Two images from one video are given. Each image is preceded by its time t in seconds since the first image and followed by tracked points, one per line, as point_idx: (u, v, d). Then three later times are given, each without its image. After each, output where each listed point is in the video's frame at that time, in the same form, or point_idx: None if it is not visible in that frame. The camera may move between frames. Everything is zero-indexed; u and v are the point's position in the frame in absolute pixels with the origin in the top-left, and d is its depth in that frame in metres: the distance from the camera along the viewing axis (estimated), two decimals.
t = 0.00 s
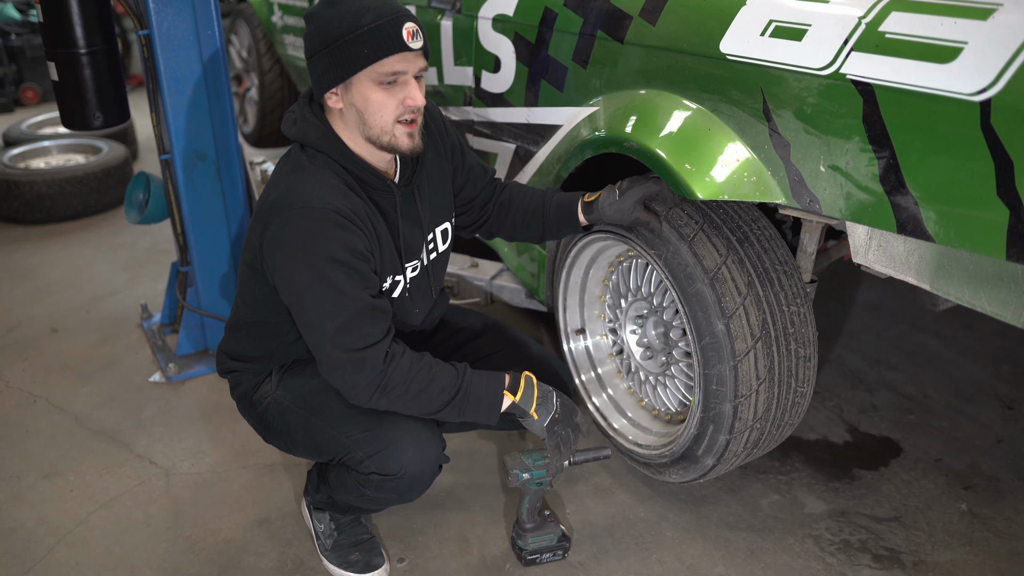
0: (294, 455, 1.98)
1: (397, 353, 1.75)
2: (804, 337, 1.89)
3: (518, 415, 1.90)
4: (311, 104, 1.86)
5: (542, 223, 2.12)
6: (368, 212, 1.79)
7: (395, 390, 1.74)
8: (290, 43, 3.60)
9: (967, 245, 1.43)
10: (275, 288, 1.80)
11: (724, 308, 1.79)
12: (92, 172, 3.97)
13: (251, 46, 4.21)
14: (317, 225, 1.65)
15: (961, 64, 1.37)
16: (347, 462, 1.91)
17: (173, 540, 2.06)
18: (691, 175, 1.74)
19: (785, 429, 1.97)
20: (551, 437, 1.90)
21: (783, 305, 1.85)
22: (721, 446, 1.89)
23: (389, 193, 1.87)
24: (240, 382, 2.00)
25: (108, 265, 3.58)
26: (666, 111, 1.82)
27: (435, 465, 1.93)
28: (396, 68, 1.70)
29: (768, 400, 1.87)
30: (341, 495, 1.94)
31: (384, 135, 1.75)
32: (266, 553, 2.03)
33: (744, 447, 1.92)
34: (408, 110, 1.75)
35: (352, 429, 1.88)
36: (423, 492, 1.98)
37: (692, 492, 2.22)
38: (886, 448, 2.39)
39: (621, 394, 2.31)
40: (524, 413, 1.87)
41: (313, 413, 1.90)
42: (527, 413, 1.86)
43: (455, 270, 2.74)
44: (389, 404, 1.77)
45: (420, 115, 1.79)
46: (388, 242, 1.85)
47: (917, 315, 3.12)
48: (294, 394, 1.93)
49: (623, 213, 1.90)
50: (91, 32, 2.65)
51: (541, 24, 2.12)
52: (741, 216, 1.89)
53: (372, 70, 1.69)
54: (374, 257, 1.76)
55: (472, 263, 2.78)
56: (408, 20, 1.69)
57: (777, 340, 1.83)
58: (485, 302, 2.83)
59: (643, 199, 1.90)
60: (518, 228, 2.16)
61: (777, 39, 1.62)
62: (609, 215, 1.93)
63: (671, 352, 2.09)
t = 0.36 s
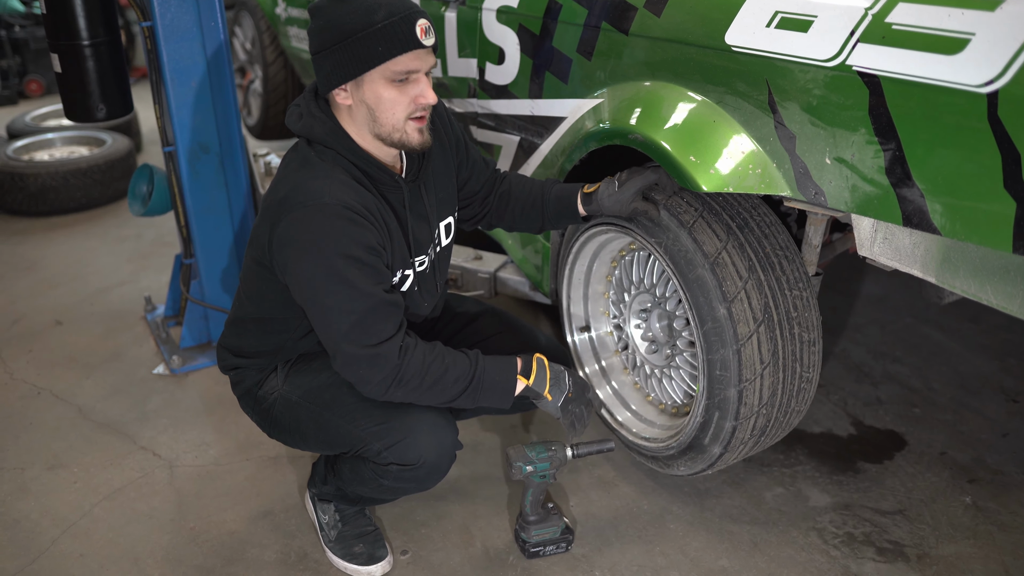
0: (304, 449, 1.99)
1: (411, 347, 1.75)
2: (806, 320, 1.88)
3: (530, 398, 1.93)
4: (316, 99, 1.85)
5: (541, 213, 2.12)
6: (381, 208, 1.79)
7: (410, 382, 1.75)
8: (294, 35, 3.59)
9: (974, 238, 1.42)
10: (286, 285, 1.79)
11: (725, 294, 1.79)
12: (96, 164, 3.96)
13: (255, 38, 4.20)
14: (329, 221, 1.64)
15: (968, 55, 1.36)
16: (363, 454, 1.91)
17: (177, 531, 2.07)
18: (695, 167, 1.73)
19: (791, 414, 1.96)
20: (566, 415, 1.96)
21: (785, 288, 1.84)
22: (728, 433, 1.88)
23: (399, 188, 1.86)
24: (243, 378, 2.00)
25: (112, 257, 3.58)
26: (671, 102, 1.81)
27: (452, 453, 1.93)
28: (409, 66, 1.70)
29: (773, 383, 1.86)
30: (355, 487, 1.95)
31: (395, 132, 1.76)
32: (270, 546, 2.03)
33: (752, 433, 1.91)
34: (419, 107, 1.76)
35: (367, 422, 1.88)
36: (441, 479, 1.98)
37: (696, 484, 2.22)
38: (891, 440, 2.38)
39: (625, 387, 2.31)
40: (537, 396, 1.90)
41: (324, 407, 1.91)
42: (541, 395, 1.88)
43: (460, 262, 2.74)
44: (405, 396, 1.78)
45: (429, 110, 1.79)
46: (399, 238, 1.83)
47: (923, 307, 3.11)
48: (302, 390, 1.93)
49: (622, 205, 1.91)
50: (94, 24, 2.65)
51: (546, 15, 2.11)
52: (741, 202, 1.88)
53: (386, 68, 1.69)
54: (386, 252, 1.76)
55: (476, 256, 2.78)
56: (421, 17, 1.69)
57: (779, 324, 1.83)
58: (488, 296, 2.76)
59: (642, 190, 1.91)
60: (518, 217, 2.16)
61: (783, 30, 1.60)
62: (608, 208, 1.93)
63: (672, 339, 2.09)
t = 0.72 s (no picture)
0: (304, 450, 1.99)
1: (412, 351, 1.75)
2: (790, 263, 1.88)
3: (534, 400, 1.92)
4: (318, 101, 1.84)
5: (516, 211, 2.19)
6: (379, 212, 1.78)
7: (412, 386, 1.75)
8: (294, 31, 3.58)
9: (975, 238, 1.42)
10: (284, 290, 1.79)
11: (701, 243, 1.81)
12: (95, 160, 3.96)
13: (255, 34, 4.19)
14: (327, 228, 1.64)
15: (970, 54, 1.35)
16: (364, 457, 1.91)
17: (176, 530, 2.07)
18: (696, 165, 1.73)
19: (801, 363, 1.89)
20: (568, 419, 1.93)
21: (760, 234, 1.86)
22: (735, 385, 1.81)
23: (397, 192, 1.86)
24: (244, 378, 1.99)
25: (111, 254, 3.57)
26: (671, 101, 1.80)
27: (454, 457, 1.93)
28: (438, 88, 1.73)
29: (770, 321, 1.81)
30: (355, 488, 1.94)
31: (414, 146, 1.79)
32: (268, 544, 2.03)
33: (762, 382, 1.83)
34: (436, 121, 1.80)
35: (369, 425, 1.88)
36: (442, 483, 1.98)
37: (695, 483, 2.21)
38: (891, 440, 2.38)
39: (625, 385, 2.31)
40: (540, 398, 1.89)
41: (326, 409, 1.90)
42: (544, 398, 1.88)
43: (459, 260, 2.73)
44: (408, 400, 1.78)
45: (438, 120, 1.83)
46: (397, 240, 1.84)
47: (923, 306, 3.10)
48: (304, 391, 1.92)
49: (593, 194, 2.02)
50: (94, 20, 2.64)
51: (546, 12, 2.10)
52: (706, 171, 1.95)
53: (418, 92, 1.69)
54: (385, 256, 1.76)
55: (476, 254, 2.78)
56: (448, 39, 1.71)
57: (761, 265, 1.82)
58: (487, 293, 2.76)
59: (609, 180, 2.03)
60: (494, 216, 2.20)
61: (785, 28, 1.60)
62: (582, 202, 2.03)
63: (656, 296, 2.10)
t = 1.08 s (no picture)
0: (305, 449, 1.99)
1: (419, 354, 1.75)
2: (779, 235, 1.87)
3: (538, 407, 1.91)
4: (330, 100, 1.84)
5: (508, 219, 2.21)
6: (387, 214, 1.79)
7: (417, 390, 1.75)
8: (296, 30, 3.58)
9: (977, 237, 1.42)
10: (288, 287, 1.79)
11: (687, 221, 1.84)
12: (97, 158, 3.96)
13: (257, 32, 4.18)
14: (335, 229, 1.63)
15: (973, 54, 1.35)
16: (369, 460, 1.91)
17: (177, 528, 2.07)
18: (698, 164, 1.73)
19: (803, 337, 1.86)
20: (571, 427, 1.91)
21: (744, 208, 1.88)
22: (736, 361, 1.80)
23: (405, 194, 1.86)
24: (247, 376, 1.98)
25: (113, 252, 3.57)
26: (674, 100, 1.80)
27: (458, 461, 1.93)
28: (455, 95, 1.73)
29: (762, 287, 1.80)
30: (357, 490, 1.95)
31: (427, 150, 1.79)
32: (269, 542, 2.03)
33: (763, 356, 1.81)
34: (449, 126, 1.80)
35: (374, 428, 1.88)
36: (447, 486, 1.99)
37: (696, 483, 2.21)
38: (892, 440, 2.38)
39: (626, 385, 2.30)
40: (545, 405, 1.88)
41: (331, 411, 1.90)
42: (548, 405, 1.87)
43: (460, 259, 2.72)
44: (412, 404, 1.77)
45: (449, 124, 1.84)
46: (405, 242, 1.84)
47: (925, 306, 3.10)
48: (308, 391, 1.92)
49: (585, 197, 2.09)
50: (95, 18, 2.64)
51: (548, 11, 2.10)
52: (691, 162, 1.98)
53: (438, 99, 1.69)
54: (393, 259, 1.76)
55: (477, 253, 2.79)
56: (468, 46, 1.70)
57: (749, 237, 1.83)
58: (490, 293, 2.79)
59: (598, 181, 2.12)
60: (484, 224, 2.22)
61: (787, 28, 1.59)
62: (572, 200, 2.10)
63: (650, 279, 2.11)
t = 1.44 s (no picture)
0: (304, 446, 2.00)
1: (420, 356, 1.75)
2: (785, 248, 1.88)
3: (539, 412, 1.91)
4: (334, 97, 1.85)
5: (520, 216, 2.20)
6: (390, 214, 1.79)
7: (418, 392, 1.75)
8: (296, 28, 3.58)
9: (976, 237, 1.42)
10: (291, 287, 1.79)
11: (698, 231, 1.83)
12: (97, 156, 3.95)
13: (257, 30, 4.18)
14: (337, 229, 1.63)
15: (973, 54, 1.35)
16: (366, 460, 1.91)
17: (176, 526, 2.07)
18: (699, 163, 1.73)
19: (802, 364, 1.89)
20: (572, 433, 1.89)
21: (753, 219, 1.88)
22: (736, 386, 1.82)
23: (408, 194, 1.86)
24: (250, 373, 1.99)
25: (112, 250, 3.57)
26: (674, 100, 1.80)
27: (456, 465, 1.93)
28: (458, 93, 1.72)
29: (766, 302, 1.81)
30: (355, 489, 1.95)
31: (429, 149, 1.78)
32: (269, 541, 2.03)
33: (763, 382, 1.83)
34: (453, 125, 1.79)
35: (374, 428, 1.88)
36: (442, 491, 1.98)
37: (695, 482, 2.21)
38: (891, 440, 2.38)
39: (626, 384, 2.30)
40: (545, 410, 1.88)
41: (330, 410, 1.90)
42: (549, 409, 1.87)
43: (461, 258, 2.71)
44: (412, 405, 1.77)
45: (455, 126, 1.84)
46: (408, 244, 1.84)
47: (924, 307, 3.10)
48: (308, 388, 1.92)
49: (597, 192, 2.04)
50: (96, 16, 2.64)
51: (549, 10, 2.10)
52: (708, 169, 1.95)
53: (441, 95, 1.69)
54: (395, 259, 1.76)
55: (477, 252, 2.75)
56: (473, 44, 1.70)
57: (757, 251, 1.83)
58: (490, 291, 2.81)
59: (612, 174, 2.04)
60: (496, 222, 2.21)
61: (787, 27, 1.59)
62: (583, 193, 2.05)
63: (650, 281, 2.11)
